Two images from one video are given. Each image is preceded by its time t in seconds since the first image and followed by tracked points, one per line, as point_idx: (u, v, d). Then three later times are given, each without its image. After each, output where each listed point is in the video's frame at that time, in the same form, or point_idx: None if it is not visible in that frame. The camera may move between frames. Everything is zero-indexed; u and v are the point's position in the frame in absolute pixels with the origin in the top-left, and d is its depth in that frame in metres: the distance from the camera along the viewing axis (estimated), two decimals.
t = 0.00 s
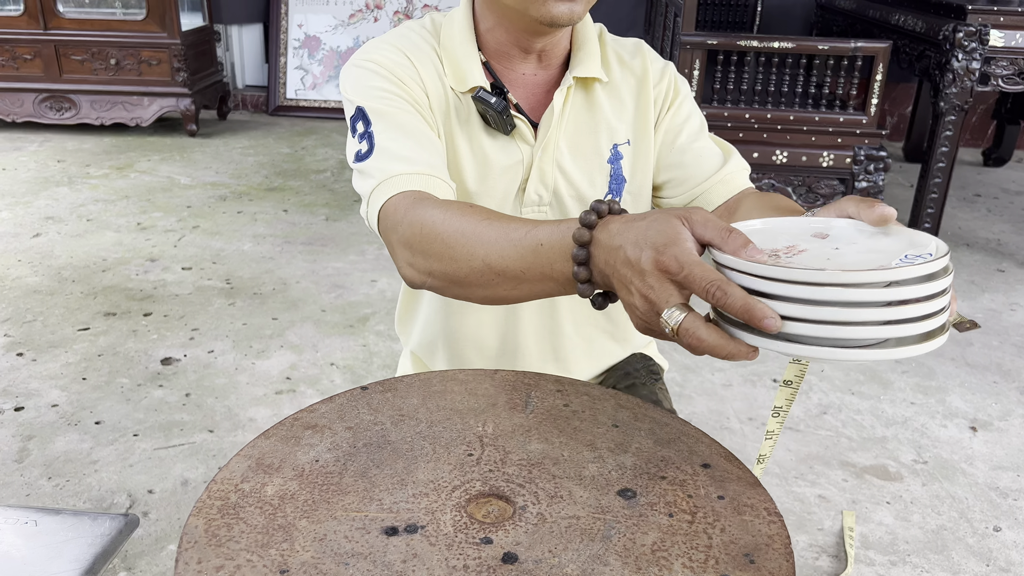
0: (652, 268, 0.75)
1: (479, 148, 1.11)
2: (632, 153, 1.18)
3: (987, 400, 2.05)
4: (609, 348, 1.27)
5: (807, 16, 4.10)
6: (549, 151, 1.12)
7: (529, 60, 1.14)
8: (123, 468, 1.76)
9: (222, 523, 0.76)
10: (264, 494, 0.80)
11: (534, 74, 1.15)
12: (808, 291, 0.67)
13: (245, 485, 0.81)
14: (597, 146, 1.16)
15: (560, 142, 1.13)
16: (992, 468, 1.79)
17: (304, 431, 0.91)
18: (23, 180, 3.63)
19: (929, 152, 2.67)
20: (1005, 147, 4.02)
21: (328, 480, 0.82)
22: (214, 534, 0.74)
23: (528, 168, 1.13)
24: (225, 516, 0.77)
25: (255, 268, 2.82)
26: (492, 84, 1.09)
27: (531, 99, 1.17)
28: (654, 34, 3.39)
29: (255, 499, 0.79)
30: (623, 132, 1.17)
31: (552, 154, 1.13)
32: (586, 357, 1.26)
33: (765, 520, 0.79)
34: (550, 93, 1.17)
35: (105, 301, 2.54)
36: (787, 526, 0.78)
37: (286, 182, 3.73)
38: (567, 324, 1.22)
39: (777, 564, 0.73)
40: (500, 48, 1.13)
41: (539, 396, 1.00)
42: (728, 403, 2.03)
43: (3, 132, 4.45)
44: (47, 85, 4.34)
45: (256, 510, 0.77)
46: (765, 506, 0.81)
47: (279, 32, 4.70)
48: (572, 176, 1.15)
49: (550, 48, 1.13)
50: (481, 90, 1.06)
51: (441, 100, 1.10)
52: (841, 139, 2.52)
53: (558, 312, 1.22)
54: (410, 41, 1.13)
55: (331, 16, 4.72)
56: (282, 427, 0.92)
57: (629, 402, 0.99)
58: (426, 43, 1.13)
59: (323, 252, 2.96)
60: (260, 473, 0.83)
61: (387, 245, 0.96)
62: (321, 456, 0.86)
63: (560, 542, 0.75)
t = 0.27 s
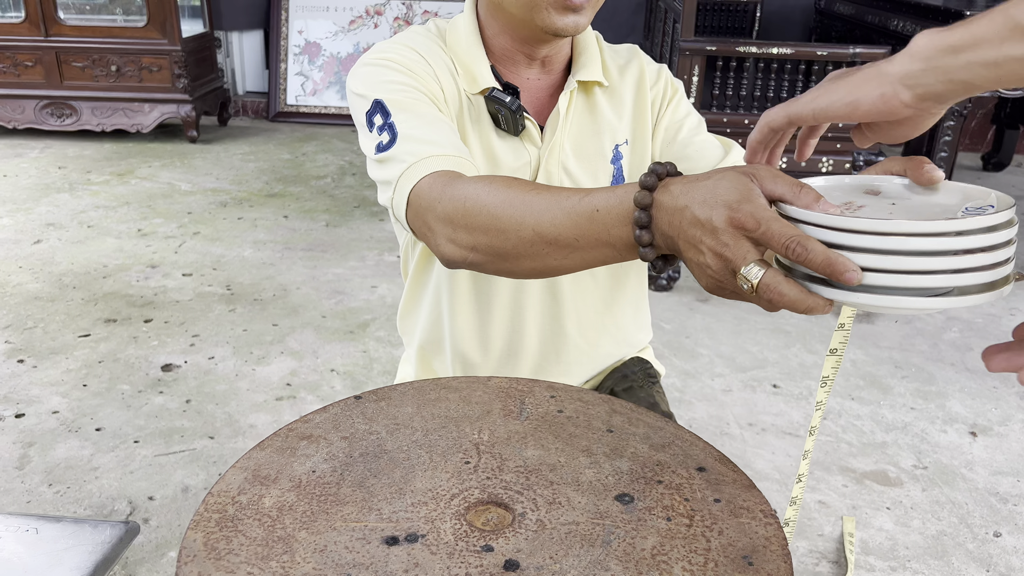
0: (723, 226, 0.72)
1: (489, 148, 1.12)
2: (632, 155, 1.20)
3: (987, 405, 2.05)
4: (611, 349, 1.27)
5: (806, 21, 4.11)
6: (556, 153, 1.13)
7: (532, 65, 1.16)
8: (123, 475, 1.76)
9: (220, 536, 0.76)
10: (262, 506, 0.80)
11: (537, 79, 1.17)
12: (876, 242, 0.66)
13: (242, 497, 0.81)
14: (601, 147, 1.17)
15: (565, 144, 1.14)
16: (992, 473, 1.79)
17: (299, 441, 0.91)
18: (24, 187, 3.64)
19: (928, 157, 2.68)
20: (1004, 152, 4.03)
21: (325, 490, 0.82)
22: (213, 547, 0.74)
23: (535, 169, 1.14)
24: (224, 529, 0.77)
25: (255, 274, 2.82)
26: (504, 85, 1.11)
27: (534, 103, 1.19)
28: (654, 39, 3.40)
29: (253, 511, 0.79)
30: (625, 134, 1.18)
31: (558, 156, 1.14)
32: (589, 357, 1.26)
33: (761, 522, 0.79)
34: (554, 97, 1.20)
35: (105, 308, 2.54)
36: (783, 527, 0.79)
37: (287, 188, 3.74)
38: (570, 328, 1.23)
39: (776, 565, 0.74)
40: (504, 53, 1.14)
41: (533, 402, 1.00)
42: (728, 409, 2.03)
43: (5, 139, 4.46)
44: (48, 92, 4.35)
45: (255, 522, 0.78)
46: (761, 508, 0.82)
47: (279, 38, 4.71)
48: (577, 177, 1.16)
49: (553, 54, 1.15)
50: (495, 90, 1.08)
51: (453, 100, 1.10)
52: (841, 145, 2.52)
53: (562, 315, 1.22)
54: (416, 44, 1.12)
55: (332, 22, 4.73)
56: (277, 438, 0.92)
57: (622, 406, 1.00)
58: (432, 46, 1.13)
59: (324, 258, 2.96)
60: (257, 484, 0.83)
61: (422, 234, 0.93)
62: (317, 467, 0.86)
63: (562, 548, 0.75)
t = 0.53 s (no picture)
0: (751, 226, 0.73)
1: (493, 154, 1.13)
2: (631, 162, 1.21)
3: (987, 408, 2.05)
4: (612, 351, 1.28)
5: (806, 25, 4.12)
6: (560, 159, 1.14)
7: (535, 70, 1.16)
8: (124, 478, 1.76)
9: (221, 542, 0.76)
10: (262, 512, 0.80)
11: (540, 84, 1.17)
12: (897, 242, 0.68)
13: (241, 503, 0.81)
14: (603, 154, 1.18)
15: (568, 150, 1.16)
16: (992, 476, 1.79)
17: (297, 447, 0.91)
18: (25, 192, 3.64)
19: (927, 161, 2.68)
20: (1004, 155, 4.03)
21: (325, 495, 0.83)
22: (214, 553, 0.74)
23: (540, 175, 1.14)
24: (225, 536, 0.77)
25: (256, 278, 2.82)
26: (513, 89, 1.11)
27: (538, 108, 1.19)
28: (654, 43, 3.41)
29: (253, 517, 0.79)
30: (625, 141, 1.20)
31: (560, 162, 1.15)
32: (589, 360, 1.26)
33: (759, 519, 0.80)
34: (556, 103, 1.20)
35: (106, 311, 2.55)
36: (781, 523, 0.79)
37: (287, 192, 3.75)
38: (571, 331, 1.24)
39: (775, 562, 0.74)
40: (508, 57, 1.14)
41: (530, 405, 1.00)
42: (729, 412, 2.04)
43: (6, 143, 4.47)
44: (49, 96, 4.36)
45: (256, 528, 0.78)
46: (759, 505, 0.82)
47: (280, 43, 4.73)
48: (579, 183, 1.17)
49: (554, 57, 1.15)
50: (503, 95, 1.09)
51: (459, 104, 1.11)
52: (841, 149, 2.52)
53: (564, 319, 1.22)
54: (420, 47, 1.13)
55: (332, 26, 4.74)
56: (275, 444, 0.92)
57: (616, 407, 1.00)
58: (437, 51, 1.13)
59: (324, 262, 2.97)
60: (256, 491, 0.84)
61: (435, 238, 0.94)
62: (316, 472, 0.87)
63: (564, 547, 0.75)
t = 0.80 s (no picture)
0: (789, 186, 0.74)
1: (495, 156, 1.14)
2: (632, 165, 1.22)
3: (986, 410, 2.06)
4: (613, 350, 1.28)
5: (805, 28, 4.13)
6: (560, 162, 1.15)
7: (531, 74, 1.17)
8: (125, 480, 1.77)
9: (221, 546, 0.76)
10: (261, 514, 0.81)
11: (537, 88, 1.19)
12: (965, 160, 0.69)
13: (240, 506, 0.82)
14: (603, 156, 1.19)
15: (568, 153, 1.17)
16: (991, 477, 1.79)
17: (294, 449, 0.92)
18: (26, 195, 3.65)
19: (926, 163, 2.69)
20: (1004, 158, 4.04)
21: (324, 498, 0.83)
22: (215, 557, 0.75)
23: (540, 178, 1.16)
24: (224, 539, 0.77)
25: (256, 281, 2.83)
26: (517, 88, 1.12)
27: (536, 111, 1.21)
28: (654, 46, 3.42)
29: (253, 520, 0.80)
30: (625, 143, 1.20)
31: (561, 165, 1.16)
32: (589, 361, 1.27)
33: (755, 514, 0.81)
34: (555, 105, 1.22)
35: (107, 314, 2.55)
36: (777, 518, 0.81)
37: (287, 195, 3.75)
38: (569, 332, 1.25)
39: (772, 556, 0.75)
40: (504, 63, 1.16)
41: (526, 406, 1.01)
42: (728, 414, 2.04)
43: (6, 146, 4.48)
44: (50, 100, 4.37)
45: (255, 531, 0.78)
46: (754, 500, 0.84)
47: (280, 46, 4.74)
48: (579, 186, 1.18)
49: (549, 61, 1.16)
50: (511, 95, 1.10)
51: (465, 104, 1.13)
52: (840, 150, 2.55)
53: (563, 320, 1.24)
54: (425, 45, 1.14)
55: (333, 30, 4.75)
56: (271, 447, 0.93)
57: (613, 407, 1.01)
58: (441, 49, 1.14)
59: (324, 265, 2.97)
60: (254, 493, 0.84)
61: (456, 226, 0.98)
62: (314, 474, 0.88)
63: (563, 545, 0.76)
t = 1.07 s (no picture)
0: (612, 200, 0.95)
1: (489, 165, 1.15)
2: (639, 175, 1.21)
3: (988, 410, 2.05)
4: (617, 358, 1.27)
5: (806, 28, 4.13)
6: (560, 168, 1.15)
7: (537, 77, 1.17)
8: (124, 481, 1.77)
9: (222, 545, 0.76)
10: (262, 513, 0.80)
11: (544, 92, 1.18)
12: None
13: (240, 505, 0.81)
14: (608, 166, 1.18)
15: (570, 160, 1.16)
16: (993, 477, 1.79)
17: (292, 449, 0.92)
18: (25, 196, 3.65)
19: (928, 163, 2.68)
20: (1005, 158, 4.03)
21: (324, 496, 0.83)
22: (217, 556, 0.74)
23: (537, 185, 1.15)
24: (225, 538, 0.77)
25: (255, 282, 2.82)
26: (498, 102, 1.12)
27: (543, 115, 1.19)
28: (655, 46, 3.41)
29: (253, 519, 0.79)
30: (633, 153, 1.19)
31: (562, 172, 1.15)
32: (592, 368, 1.25)
33: (755, 508, 0.83)
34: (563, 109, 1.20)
35: (106, 315, 2.55)
36: (776, 511, 0.83)
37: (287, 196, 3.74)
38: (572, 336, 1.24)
39: (773, 548, 0.77)
40: (509, 68, 1.16)
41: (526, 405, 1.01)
42: (729, 414, 2.03)
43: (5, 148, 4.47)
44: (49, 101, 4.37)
45: (257, 529, 0.78)
46: (752, 494, 0.85)
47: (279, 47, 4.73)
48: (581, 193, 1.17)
49: (556, 65, 1.15)
50: (489, 112, 1.11)
51: (451, 122, 1.15)
52: (841, 150, 2.53)
53: (565, 323, 1.24)
54: (422, 62, 1.17)
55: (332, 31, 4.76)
56: (269, 445, 0.92)
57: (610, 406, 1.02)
58: (439, 65, 1.17)
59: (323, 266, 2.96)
60: (254, 493, 0.84)
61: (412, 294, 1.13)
62: (314, 472, 0.87)
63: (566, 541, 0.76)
